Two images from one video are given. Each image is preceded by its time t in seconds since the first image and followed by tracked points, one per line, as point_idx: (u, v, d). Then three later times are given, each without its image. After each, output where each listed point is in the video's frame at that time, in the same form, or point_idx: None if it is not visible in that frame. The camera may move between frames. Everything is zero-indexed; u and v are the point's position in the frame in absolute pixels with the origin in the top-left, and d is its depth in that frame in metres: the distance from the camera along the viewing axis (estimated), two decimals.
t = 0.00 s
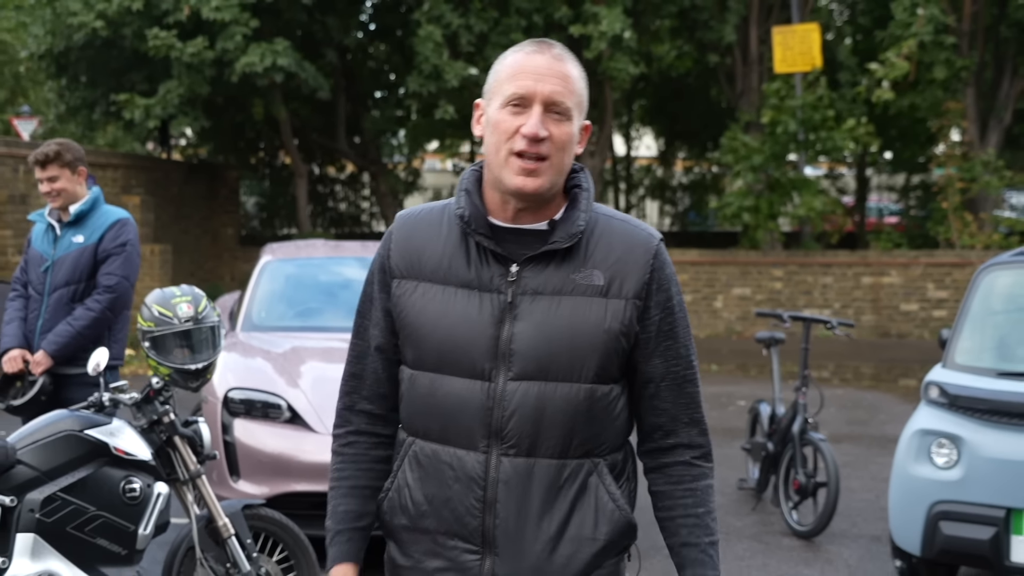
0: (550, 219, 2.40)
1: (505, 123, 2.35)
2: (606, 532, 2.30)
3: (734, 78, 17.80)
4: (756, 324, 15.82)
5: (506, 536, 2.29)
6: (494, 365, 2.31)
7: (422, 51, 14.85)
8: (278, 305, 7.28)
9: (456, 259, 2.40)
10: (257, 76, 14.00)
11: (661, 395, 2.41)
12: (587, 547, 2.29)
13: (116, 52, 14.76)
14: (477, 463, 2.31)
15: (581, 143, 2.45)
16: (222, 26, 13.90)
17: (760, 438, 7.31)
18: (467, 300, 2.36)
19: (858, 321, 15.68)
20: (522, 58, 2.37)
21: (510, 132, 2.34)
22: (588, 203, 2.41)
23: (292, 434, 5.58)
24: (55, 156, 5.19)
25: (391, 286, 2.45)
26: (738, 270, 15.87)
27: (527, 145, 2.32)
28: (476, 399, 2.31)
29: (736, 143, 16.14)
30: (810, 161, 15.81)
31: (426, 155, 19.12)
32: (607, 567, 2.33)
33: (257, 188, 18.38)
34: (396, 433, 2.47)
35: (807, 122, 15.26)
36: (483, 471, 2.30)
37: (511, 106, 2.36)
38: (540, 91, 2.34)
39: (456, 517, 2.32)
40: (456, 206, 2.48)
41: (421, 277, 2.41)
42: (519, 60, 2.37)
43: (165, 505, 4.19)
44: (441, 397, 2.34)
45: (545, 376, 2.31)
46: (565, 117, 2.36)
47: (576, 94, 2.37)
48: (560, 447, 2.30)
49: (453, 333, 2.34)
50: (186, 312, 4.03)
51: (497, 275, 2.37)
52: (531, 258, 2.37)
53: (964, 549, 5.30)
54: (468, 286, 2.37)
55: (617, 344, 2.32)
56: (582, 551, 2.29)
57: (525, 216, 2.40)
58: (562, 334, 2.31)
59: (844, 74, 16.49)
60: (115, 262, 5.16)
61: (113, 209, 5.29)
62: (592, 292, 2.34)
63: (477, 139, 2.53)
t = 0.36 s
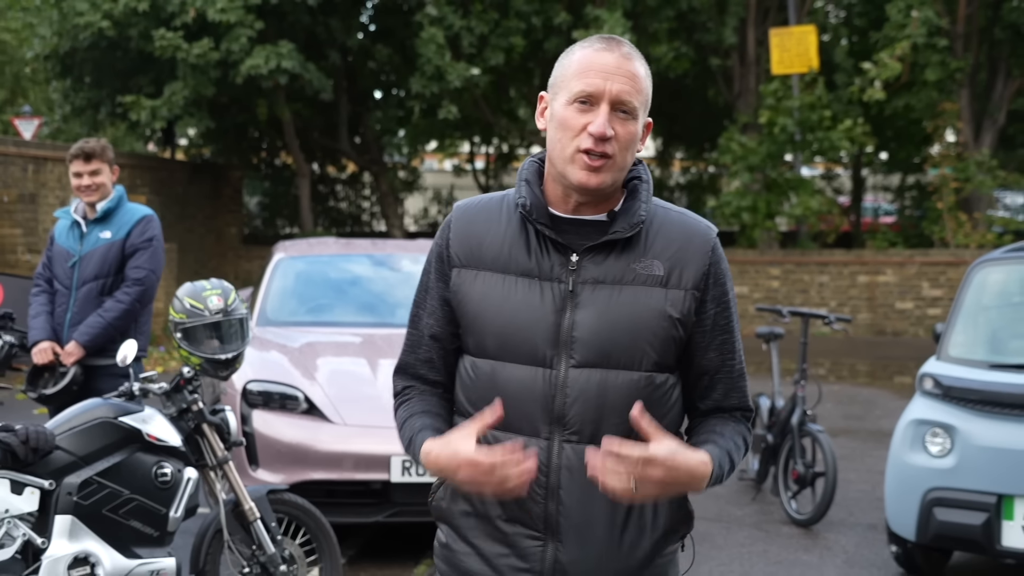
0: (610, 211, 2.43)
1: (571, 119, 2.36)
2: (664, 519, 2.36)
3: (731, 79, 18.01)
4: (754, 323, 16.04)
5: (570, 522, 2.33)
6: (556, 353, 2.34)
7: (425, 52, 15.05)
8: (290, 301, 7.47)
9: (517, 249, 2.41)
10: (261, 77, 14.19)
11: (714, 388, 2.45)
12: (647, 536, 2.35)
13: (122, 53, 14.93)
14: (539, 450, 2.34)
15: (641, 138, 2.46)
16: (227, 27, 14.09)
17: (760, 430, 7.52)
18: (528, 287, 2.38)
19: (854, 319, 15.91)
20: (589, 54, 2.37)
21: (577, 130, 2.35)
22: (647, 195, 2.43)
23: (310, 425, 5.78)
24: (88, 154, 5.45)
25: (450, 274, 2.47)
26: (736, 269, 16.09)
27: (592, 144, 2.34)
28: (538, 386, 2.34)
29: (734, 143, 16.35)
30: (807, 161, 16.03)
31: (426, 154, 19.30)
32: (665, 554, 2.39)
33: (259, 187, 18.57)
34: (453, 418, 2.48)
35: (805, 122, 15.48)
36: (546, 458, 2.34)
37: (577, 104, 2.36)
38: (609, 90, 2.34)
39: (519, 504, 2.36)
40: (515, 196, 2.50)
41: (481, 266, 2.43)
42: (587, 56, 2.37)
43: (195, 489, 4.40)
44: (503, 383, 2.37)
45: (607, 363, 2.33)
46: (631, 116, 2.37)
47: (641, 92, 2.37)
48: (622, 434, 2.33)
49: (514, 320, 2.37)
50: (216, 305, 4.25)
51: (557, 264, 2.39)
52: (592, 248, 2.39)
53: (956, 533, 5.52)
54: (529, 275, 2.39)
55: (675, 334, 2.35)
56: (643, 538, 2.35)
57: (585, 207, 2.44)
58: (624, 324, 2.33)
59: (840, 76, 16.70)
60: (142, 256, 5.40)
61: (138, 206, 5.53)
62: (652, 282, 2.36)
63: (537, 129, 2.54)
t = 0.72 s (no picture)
0: (612, 220, 2.55)
1: (546, 125, 2.49)
2: (682, 523, 2.48)
3: (720, 81, 18.23)
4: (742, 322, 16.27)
5: (591, 530, 2.45)
6: (570, 365, 2.46)
7: (418, 55, 15.22)
8: (291, 301, 7.65)
9: (525, 264, 2.53)
10: (257, 79, 14.35)
11: (727, 381, 2.56)
12: (667, 539, 2.47)
13: (117, 56, 15.07)
14: (558, 460, 2.46)
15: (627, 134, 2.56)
16: (224, 29, 14.24)
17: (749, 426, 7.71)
18: (538, 302, 2.51)
19: (841, 318, 16.15)
20: (558, 62, 2.51)
21: (553, 133, 2.47)
22: (649, 201, 2.55)
23: (315, 420, 5.97)
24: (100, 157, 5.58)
25: (460, 291, 2.59)
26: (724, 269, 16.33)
27: (569, 142, 2.45)
28: (554, 397, 2.46)
29: (723, 145, 16.57)
30: (795, 163, 16.25)
31: (419, 155, 19.49)
32: (684, 555, 2.51)
33: (253, 189, 18.77)
34: (469, 430, 2.61)
35: (793, 125, 15.69)
36: (565, 467, 2.46)
37: (550, 109, 2.50)
38: (572, 90, 2.47)
39: (540, 513, 2.47)
40: (519, 210, 2.62)
41: (491, 282, 2.55)
42: (555, 65, 2.51)
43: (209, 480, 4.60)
44: (519, 397, 2.49)
45: (619, 372, 2.46)
46: (604, 109, 2.48)
47: (611, 86, 2.48)
48: (636, 441, 2.46)
49: (527, 335, 2.49)
50: (232, 303, 4.44)
51: (565, 277, 2.51)
52: (598, 259, 2.51)
53: (938, 524, 5.75)
54: (539, 290, 2.52)
55: (686, 340, 2.48)
56: (663, 543, 2.47)
57: (584, 214, 2.55)
58: (635, 332, 2.46)
59: (828, 79, 16.92)
60: (154, 257, 5.58)
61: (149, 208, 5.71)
62: (660, 289, 2.49)
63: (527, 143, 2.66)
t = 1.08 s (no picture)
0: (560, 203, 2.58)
1: (480, 121, 2.51)
2: (661, 491, 2.55)
3: (707, 82, 18.45)
4: (730, 320, 16.48)
5: (573, 509, 2.46)
6: (535, 348, 2.47)
7: (409, 57, 15.40)
8: (289, 297, 7.84)
9: (479, 255, 2.53)
10: (250, 81, 14.52)
11: (682, 350, 2.63)
12: (648, 508, 2.53)
13: (110, 57, 15.23)
14: (534, 443, 2.47)
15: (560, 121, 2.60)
16: (217, 31, 14.39)
17: (737, 418, 7.92)
18: (498, 290, 2.51)
19: (827, 316, 16.38)
20: (485, 56, 2.53)
21: (489, 128, 2.49)
22: (593, 179, 2.60)
23: (316, 410, 6.16)
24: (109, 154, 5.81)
25: (415, 289, 2.57)
26: (711, 268, 16.55)
27: (505, 136, 2.48)
28: (523, 382, 2.47)
29: (711, 146, 16.80)
30: (781, 164, 16.49)
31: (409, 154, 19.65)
32: (662, 521, 2.57)
33: (244, 188, 18.89)
34: (432, 426, 2.59)
35: (781, 127, 15.92)
36: (541, 450, 2.46)
37: (482, 103, 2.52)
38: (503, 83, 2.49)
39: (521, 498, 2.47)
40: (465, 204, 2.62)
41: (447, 276, 2.54)
42: (481, 60, 2.53)
43: (220, 466, 4.79)
44: (485, 386, 2.49)
45: (584, 351, 2.48)
46: (535, 99, 2.51)
47: (540, 75, 2.51)
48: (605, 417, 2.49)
49: (491, 324, 2.49)
50: (241, 296, 4.63)
51: (522, 262, 2.52)
52: (552, 241, 2.53)
53: (921, 509, 5.97)
54: (495, 277, 2.52)
55: (644, 311, 2.52)
56: (645, 512, 2.52)
57: (531, 205, 2.57)
58: (597, 309, 2.49)
59: (813, 79, 17.15)
60: (157, 252, 5.72)
61: (155, 206, 5.87)
62: (615, 264, 2.53)
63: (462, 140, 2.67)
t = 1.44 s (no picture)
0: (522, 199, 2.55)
1: (460, 114, 2.47)
2: (615, 485, 2.50)
3: (702, 84, 18.67)
4: (725, 319, 16.70)
5: (526, 499, 2.43)
6: (492, 340, 2.45)
7: (410, 61, 15.61)
8: (295, 297, 8.03)
9: (439, 246, 2.51)
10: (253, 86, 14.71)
11: (641, 351, 2.59)
12: (602, 501, 2.48)
13: (113, 60, 15.41)
14: (487, 433, 2.43)
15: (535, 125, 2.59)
16: (219, 35, 14.57)
17: (733, 415, 8.11)
18: (456, 281, 2.48)
19: (821, 316, 16.61)
20: (471, 52, 2.49)
21: (468, 122, 2.46)
22: (557, 176, 2.57)
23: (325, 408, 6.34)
24: (129, 158, 5.96)
25: (376, 280, 2.54)
26: (707, 268, 16.74)
27: (485, 130, 2.45)
28: (478, 373, 2.44)
29: (707, 147, 17.01)
30: (776, 165, 16.72)
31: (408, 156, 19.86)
32: (619, 516, 2.52)
33: (245, 189, 19.10)
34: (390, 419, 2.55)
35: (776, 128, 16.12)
36: (494, 440, 2.43)
37: (464, 98, 2.48)
38: (491, 79, 2.46)
39: (473, 488, 2.44)
40: (430, 198, 2.60)
41: (408, 268, 2.52)
42: (466, 54, 2.50)
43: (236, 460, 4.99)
44: (442, 376, 2.45)
45: (541, 343, 2.45)
46: (517, 100, 2.49)
47: (524, 79, 2.49)
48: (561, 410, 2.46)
49: (448, 315, 2.46)
50: (258, 296, 4.82)
51: (481, 255, 2.50)
52: (512, 235, 2.50)
53: (909, 502, 6.20)
54: (455, 270, 2.49)
55: (603, 307, 2.50)
56: (598, 505, 2.48)
57: (494, 198, 2.55)
58: (554, 303, 2.46)
59: (806, 81, 17.36)
60: (177, 255, 5.93)
61: (173, 210, 6.06)
62: (575, 258, 2.50)
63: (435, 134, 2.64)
